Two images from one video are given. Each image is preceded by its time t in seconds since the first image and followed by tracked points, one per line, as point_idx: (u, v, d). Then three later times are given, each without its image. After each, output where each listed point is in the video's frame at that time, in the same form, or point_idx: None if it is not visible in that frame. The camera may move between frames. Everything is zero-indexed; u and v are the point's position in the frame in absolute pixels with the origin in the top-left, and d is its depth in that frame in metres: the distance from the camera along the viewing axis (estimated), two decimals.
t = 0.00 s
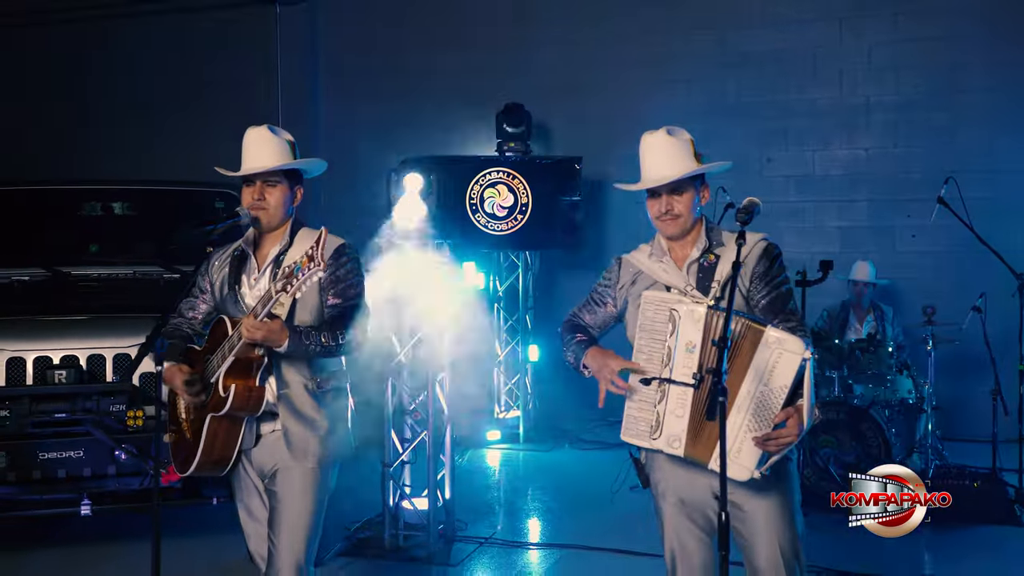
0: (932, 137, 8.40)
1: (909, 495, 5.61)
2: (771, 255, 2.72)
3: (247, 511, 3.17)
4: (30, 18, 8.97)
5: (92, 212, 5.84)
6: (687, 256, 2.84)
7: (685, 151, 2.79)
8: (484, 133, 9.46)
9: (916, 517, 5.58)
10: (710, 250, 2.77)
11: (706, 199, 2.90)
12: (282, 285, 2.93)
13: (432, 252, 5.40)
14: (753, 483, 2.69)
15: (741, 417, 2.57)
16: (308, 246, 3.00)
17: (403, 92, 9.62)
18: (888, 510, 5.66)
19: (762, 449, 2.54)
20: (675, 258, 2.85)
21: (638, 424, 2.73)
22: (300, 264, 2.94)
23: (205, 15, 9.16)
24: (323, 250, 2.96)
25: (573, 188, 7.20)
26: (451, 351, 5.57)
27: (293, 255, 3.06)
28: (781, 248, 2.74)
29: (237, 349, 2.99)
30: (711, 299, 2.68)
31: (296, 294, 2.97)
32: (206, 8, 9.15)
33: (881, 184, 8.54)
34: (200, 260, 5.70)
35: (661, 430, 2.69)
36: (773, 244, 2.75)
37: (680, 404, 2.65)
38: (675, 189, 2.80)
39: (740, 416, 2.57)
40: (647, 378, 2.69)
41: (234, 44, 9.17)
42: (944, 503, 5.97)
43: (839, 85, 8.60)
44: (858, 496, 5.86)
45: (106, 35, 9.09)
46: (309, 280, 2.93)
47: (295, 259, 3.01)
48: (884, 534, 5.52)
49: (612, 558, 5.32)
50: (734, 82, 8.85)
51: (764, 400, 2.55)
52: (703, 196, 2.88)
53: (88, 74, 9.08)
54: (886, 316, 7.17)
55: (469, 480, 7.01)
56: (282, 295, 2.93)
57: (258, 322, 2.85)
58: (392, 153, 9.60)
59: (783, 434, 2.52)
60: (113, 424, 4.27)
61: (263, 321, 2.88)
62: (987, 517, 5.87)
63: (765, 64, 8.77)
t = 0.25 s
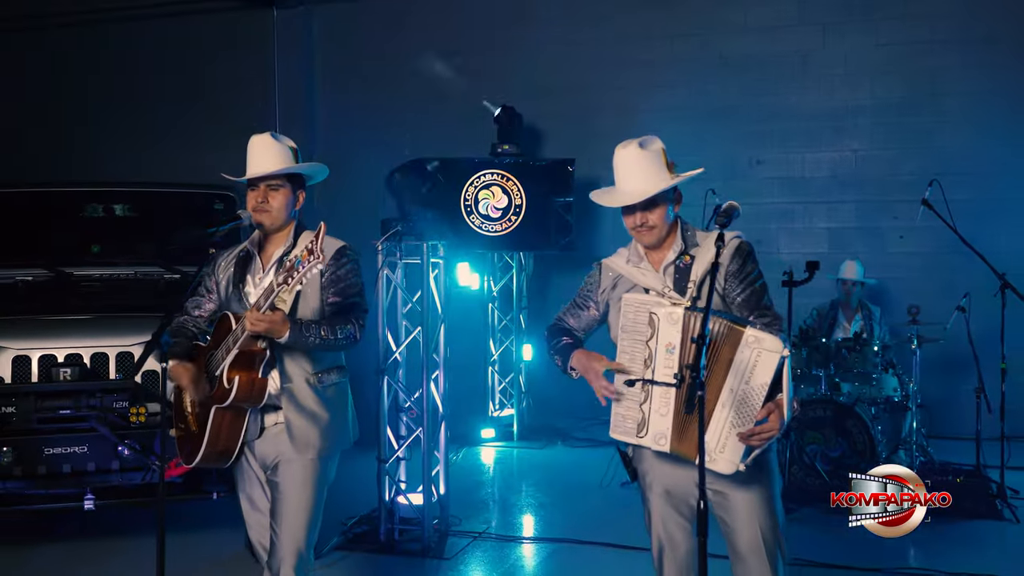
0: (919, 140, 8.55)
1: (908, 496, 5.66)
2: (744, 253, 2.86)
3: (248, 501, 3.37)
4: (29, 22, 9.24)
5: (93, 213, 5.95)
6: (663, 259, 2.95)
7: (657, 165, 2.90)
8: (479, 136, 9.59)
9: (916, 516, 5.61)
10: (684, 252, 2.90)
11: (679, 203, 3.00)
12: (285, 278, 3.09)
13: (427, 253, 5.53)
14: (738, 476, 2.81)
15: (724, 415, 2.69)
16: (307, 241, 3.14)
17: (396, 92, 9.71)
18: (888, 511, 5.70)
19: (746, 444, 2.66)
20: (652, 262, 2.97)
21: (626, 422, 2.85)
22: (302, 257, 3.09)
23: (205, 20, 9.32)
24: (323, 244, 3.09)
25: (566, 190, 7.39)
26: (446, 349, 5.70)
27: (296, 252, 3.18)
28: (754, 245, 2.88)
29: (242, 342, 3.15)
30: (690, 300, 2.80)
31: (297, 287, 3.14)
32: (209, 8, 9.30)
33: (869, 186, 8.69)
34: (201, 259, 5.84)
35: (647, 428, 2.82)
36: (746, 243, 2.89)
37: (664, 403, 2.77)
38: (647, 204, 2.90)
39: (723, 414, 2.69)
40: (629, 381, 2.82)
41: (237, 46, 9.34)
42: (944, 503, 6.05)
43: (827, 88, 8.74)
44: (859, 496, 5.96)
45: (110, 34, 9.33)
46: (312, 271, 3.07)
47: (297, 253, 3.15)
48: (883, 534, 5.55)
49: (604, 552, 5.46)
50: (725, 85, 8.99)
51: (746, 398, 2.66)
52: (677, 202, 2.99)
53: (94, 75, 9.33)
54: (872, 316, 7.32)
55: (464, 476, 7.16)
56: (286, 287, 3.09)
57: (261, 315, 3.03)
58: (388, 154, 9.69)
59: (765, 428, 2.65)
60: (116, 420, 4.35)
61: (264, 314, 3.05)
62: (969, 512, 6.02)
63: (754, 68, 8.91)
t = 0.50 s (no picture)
0: (908, 141, 8.66)
1: (909, 495, 5.75)
2: (722, 248, 2.96)
3: (247, 492, 3.52)
4: (30, 22, 9.93)
5: (92, 213, 6.03)
6: (643, 258, 3.04)
7: (632, 169, 2.98)
8: (473, 137, 9.71)
9: (916, 516, 5.69)
10: (665, 251, 3.00)
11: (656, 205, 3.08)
12: (287, 273, 3.28)
13: (421, 252, 5.62)
14: (724, 468, 2.91)
15: (709, 411, 2.79)
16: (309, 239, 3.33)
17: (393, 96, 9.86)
18: (889, 510, 5.77)
19: (730, 437, 2.78)
20: (634, 261, 3.06)
21: (613, 418, 2.93)
22: (304, 253, 3.27)
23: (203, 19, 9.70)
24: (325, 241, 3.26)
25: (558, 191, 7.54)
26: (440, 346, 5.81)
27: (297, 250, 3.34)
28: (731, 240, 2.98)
29: (242, 337, 3.30)
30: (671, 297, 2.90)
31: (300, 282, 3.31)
32: (206, 11, 9.68)
33: (858, 186, 8.81)
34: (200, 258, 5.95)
35: (634, 424, 2.90)
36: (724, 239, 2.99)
37: (649, 400, 2.85)
38: (623, 208, 2.98)
39: (708, 409, 2.79)
40: (615, 378, 2.90)
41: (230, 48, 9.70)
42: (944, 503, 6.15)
43: (817, 90, 8.86)
44: (858, 496, 6.03)
45: (109, 36, 9.85)
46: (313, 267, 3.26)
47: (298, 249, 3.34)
48: (887, 535, 5.61)
49: (593, 545, 5.58)
50: (716, 87, 9.12)
51: (730, 392, 2.76)
52: (655, 204, 3.07)
53: (94, 75, 9.90)
54: (858, 315, 7.46)
55: (458, 472, 7.27)
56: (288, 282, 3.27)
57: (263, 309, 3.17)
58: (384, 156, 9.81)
59: (749, 422, 2.76)
60: (116, 416, 4.44)
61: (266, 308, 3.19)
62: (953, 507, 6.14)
63: (745, 70, 9.03)
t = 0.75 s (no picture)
0: (889, 142, 8.82)
1: (908, 495, 5.77)
2: (700, 246, 3.09)
3: (244, 481, 3.63)
4: (30, 22, 9.80)
5: (87, 212, 6.11)
6: (625, 257, 3.16)
7: (609, 172, 3.09)
8: (463, 138, 9.86)
9: (916, 516, 5.70)
10: (644, 249, 3.11)
11: (634, 205, 3.20)
12: (287, 267, 3.42)
13: (412, 251, 5.73)
14: (705, 458, 3.02)
15: (691, 403, 2.89)
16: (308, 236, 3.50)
17: (383, 99, 10.02)
18: (888, 510, 5.79)
19: (711, 428, 2.88)
20: (616, 260, 3.17)
21: (597, 410, 3.05)
22: (304, 248, 3.43)
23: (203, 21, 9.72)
24: (324, 238, 3.43)
25: (545, 191, 7.68)
26: (430, 342, 5.92)
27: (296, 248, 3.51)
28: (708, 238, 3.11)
29: (242, 330, 3.41)
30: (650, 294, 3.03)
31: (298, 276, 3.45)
32: (209, 12, 9.70)
33: (841, 186, 8.96)
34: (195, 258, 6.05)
35: (616, 416, 3.02)
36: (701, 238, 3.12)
37: (631, 391, 2.97)
38: (602, 208, 3.10)
39: (689, 402, 2.89)
40: (598, 372, 3.01)
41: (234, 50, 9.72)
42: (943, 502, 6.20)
43: (801, 92, 9.01)
44: (859, 496, 6.08)
45: (110, 37, 9.81)
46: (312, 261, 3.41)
47: (297, 245, 3.49)
48: (883, 533, 5.64)
49: (581, 537, 5.71)
50: (701, 89, 9.27)
51: (710, 386, 2.86)
52: (633, 204, 3.18)
53: (96, 76, 9.82)
54: (840, 313, 7.61)
55: (447, 468, 7.39)
56: (287, 275, 3.41)
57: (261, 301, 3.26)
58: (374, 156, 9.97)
59: (728, 413, 2.87)
60: (113, 410, 4.56)
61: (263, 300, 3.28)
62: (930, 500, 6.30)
63: (730, 72, 9.18)
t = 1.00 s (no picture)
0: (869, 144, 8.97)
1: (909, 496, 5.76)
2: (683, 245, 3.21)
3: (238, 473, 3.73)
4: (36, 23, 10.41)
5: (79, 212, 6.20)
6: (611, 255, 3.27)
7: (598, 168, 3.23)
8: (450, 138, 9.96)
9: (916, 516, 5.68)
10: (630, 248, 3.22)
11: (622, 204, 3.33)
12: (281, 262, 3.51)
13: (401, 250, 5.85)
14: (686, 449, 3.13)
15: (673, 397, 3.00)
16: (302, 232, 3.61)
17: (370, 100, 10.09)
18: (888, 510, 5.77)
19: (692, 422, 2.99)
20: (603, 257, 3.29)
21: (582, 402, 3.15)
22: (298, 244, 3.55)
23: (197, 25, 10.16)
24: (316, 233, 3.58)
25: (533, 190, 7.77)
26: (419, 339, 6.03)
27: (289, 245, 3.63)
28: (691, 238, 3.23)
29: (240, 324, 3.51)
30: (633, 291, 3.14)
31: (292, 271, 3.55)
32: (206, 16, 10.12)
33: (822, 187, 9.10)
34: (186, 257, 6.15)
35: (599, 408, 3.12)
36: (685, 238, 3.24)
37: (614, 383, 3.07)
38: (592, 205, 3.22)
39: (672, 396, 3.00)
40: (582, 365, 3.12)
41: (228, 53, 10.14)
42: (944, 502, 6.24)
43: (783, 94, 9.15)
44: (858, 496, 6.06)
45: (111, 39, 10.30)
46: (306, 256, 3.55)
47: (291, 242, 3.61)
48: (881, 532, 5.63)
49: (565, 529, 5.84)
50: (685, 90, 9.40)
51: (692, 381, 2.96)
52: (621, 203, 3.31)
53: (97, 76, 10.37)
54: (820, 311, 7.77)
55: (435, 464, 7.50)
56: (281, 271, 3.51)
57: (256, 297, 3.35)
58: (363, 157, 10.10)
59: (708, 409, 2.97)
60: (109, 405, 4.64)
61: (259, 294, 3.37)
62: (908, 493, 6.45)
63: (713, 73, 9.32)
